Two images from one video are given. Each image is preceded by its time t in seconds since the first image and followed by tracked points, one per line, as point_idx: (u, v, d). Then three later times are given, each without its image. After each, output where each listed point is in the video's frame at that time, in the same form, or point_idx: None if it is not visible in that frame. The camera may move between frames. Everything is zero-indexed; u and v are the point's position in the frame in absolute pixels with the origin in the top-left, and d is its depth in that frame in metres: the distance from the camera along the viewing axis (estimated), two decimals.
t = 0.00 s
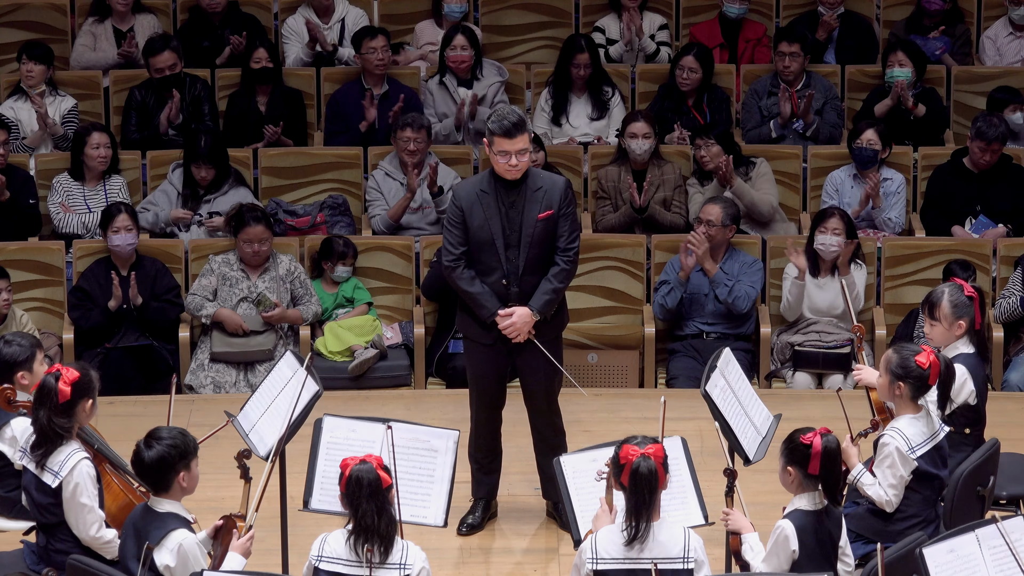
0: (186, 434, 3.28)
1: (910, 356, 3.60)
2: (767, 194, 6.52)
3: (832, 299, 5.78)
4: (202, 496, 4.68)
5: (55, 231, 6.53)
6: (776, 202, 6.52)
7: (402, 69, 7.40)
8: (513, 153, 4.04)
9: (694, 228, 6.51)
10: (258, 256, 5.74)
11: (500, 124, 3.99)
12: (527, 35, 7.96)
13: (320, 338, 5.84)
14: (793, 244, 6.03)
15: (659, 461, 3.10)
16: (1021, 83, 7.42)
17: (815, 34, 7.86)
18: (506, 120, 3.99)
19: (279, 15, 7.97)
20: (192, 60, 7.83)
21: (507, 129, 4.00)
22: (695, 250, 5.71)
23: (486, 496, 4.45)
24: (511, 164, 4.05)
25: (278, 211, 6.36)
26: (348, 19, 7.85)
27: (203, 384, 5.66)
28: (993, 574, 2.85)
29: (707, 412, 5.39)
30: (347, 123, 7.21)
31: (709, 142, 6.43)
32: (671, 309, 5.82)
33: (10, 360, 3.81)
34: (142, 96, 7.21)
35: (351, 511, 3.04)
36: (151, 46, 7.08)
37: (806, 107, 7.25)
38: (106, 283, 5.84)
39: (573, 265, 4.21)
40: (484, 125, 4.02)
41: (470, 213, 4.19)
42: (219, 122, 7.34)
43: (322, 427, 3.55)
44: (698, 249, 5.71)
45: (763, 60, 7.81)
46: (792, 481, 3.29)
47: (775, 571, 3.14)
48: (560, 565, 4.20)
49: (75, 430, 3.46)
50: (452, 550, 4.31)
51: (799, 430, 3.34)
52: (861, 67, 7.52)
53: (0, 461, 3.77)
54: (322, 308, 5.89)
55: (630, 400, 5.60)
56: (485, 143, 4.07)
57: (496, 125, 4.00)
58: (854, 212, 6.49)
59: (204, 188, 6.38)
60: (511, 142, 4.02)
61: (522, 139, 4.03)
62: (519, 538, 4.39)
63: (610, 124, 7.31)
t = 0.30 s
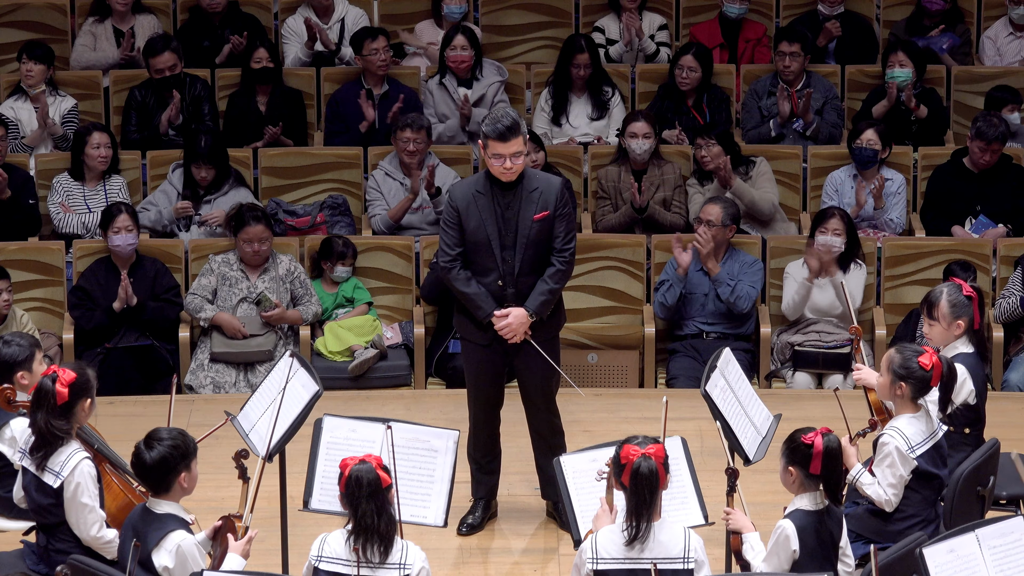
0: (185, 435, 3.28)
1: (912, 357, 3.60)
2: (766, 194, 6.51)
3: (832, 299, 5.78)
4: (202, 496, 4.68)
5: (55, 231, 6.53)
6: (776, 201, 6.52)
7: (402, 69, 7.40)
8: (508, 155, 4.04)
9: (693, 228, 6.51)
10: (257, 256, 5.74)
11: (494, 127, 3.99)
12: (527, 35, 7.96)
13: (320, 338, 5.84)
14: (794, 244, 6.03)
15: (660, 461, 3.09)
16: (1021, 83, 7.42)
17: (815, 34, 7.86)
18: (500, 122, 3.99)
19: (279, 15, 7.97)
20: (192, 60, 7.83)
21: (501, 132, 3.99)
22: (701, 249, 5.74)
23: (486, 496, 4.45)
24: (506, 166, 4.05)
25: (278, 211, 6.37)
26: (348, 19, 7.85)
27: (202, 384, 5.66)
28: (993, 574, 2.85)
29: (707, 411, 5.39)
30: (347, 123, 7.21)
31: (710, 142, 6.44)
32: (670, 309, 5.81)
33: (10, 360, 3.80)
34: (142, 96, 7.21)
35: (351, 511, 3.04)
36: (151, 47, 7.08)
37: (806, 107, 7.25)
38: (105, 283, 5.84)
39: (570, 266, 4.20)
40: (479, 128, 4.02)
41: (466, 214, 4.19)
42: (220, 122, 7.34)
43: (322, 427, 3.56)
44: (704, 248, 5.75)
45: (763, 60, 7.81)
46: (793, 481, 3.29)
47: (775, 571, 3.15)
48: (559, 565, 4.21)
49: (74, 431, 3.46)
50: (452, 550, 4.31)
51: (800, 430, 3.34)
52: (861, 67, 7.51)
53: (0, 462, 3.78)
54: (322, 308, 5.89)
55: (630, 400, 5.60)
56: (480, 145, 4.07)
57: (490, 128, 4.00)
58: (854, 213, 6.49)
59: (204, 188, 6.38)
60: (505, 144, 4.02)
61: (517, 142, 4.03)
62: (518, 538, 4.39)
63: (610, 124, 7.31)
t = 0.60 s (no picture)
0: (184, 436, 3.29)
1: (913, 357, 3.60)
2: (766, 194, 6.51)
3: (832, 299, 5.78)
4: (202, 497, 4.68)
5: (55, 231, 6.53)
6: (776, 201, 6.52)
7: (402, 69, 7.40)
8: (507, 156, 4.04)
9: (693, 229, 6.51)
10: (257, 256, 5.75)
11: (493, 127, 3.98)
12: (527, 34, 7.96)
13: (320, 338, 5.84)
14: (794, 244, 6.03)
15: (661, 461, 3.09)
16: (1021, 83, 7.41)
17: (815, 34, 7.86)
18: (499, 123, 3.98)
19: (279, 15, 7.97)
20: (192, 60, 7.83)
21: (499, 132, 3.99)
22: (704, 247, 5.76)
23: (486, 496, 4.45)
24: (504, 166, 4.05)
25: (278, 211, 6.37)
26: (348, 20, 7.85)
27: (202, 384, 5.66)
28: (993, 574, 2.85)
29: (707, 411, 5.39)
30: (347, 123, 7.21)
31: (707, 143, 6.46)
32: (670, 309, 5.81)
33: (11, 360, 3.80)
34: (142, 96, 7.21)
35: (350, 510, 3.04)
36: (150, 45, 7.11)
37: (806, 107, 7.25)
38: (105, 283, 5.84)
39: (568, 266, 4.20)
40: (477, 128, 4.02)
41: (465, 214, 4.19)
42: (220, 122, 7.34)
43: (323, 427, 3.56)
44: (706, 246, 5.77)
45: (763, 60, 7.81)
46: (794, 481, 3.29)
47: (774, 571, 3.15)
48: (559, 565, 4.21)
49: (73, 431, 3.46)
50: (452, 550, 4.31)
51: (800, 430, 3.34)
52: (861, 67, 7.51)
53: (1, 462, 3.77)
54: (322, 308, 5.89)
55: (630, 400, 5.60)
56: (479, 146, 4.07)
57: (489, 128, 3.99)
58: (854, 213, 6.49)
59: (204, 189, 6.38)
60: (504, 144, 4.02)
61: (516, 142, 4.03)
62: (518, 538, 4.38)
63: (610, 124, 7.31)
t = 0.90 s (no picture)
0: (185, 436, 3.29)
1: (912, 356, 3.60)
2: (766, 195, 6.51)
3: (832, 299, 5.78)
4: (202, 497, 4.68)
5: (55, 231, 6.53)
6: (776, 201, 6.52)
7: (401, 69, 7.40)
8: (508, 155, 4.04)
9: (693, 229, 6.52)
10: (257, 256, 5.75)
11: (494, 127, 3.99)
12: (527, 34, 7.96)
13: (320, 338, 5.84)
14: (794, 243, 6.03)
15: (660, 461, 3.09)
16: (1021, 83, 7.42)
17: (815, 34, 7.86)
18: (500, 122, 3.99)
19: (279, 15, 7.97)
20: (192, 60, 7.82)
21: (500, 132, 3.99)
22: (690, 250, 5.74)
23: (486, 496, 4.45)
24: (505, 166, 4.05)
25: (278, 212, 6.37)
26: (348, 20, 7.85)
27: (202, 384, 5.66)
28: (993, 574, 2.85)
29: (708, 412, 5.39)
30: (347, 123, 7.21)
31: (706, 143, 6.47)
32: (669, 309, 5.82)
33: (12, 360, 3.80)
34: (143, 95, 7.22)
35: (350, 511, 3.04)
36: (149, 40, 7.12)
37: (806, 107, 7.25)
38: (105, 283, 5.84)
39: (569, 266, 4.20)
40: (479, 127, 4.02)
41: (466, 213, 4.19)
42: (219, 122, 7.34)
43: (323, 427, 3.56)
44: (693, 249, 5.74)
45: (763, 60, 7.81)
46: (794, 481, 3.29)
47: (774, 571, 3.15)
48: (559, 565, 4.21)
49: (75, 431, 3.46)
50: (452, 550, 4.31)
51: (800, 430, 3.33)
52: (861, 66, 7.51)
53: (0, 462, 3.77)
54: (322, 309, 5.89)
55: (630, 400, 5.60)
56: (480, 145, 4.07)
57: (490, 127, 3.99)
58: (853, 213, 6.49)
59: (204, 189, 6.38)
60: (505, 144, 4.02)
61: (517, 141, 4.03)
62: (518, 538, 4.39)
63: (610, 123, 7.31)
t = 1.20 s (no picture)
0: (187, 436, 3.29)
1: (912, 356, 3.60)
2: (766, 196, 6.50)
3: (833, 300, 5.78)
4: (202, 497, 4.68)
5: (53, 233, 6.51)
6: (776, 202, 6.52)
7: (402, 69, 7.41)
8: (510, 154, 4.04)
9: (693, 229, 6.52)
10: (257, 256, 5.75)
11: (496, 125, 3.99)
12: (527, 35, 7.96)
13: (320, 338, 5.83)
14: (794, 244, 6.03)
15: (660, 461, 3.09)
16: (1021, 83, 7.41)
17: (815, 34, 7.86)
18: (502, 121, 3.99)
19: (279, 15, 7.98)
20: (192, 59, 7.82)
21: (502, 130, 3.99)
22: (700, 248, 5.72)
23: (486, 496, 4.45)
24: (507, 165, 4.05)
25: (278, 212, 6.37)
26: (348, 20, 7.86)
27: (202, 384, 5.66)
28: (993, 574, 2.85)
29: (708, 411, 5.39)
30: (347, 123, 7.22)
31: (707, 144, 6.49)
32: (670, 309, 5.80)
33: (12, 360, 3.79)
34: (143, 94, 7.22)
35: (351, 511, 3.03)
36: (148, 39, 7.17)
37: (806, 107, 7.25)
38: (106, 283, 5.84)
39: (570, 266, 4.20)
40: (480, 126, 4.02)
41: (467, 212, 4.19)
42: (219, 122, 7.34)
43: (323, 427, 3.56)
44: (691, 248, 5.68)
45: (763, 60, 7.81)
46: (794, 481, 3.29)
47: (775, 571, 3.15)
48: (559, 565, 4.21)
49: (77, 431, 3.46)
50: (452, 550, 4.31)
51: (799, 430, 3.33)
52: (861, 67, 7.51)
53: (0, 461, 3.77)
54: (322, 309, 5.89)
55: (630, 400, 5.60)
56: (481, 144, 4.07)
57: (491, 126, 3.99)
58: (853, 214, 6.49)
59: (204, 189, 6.38)
60: (506, 142, 4.02)
61: (518, 140, 4.03)
62: (518, 538, 4.39)
63: (610, 123, 7.31)
